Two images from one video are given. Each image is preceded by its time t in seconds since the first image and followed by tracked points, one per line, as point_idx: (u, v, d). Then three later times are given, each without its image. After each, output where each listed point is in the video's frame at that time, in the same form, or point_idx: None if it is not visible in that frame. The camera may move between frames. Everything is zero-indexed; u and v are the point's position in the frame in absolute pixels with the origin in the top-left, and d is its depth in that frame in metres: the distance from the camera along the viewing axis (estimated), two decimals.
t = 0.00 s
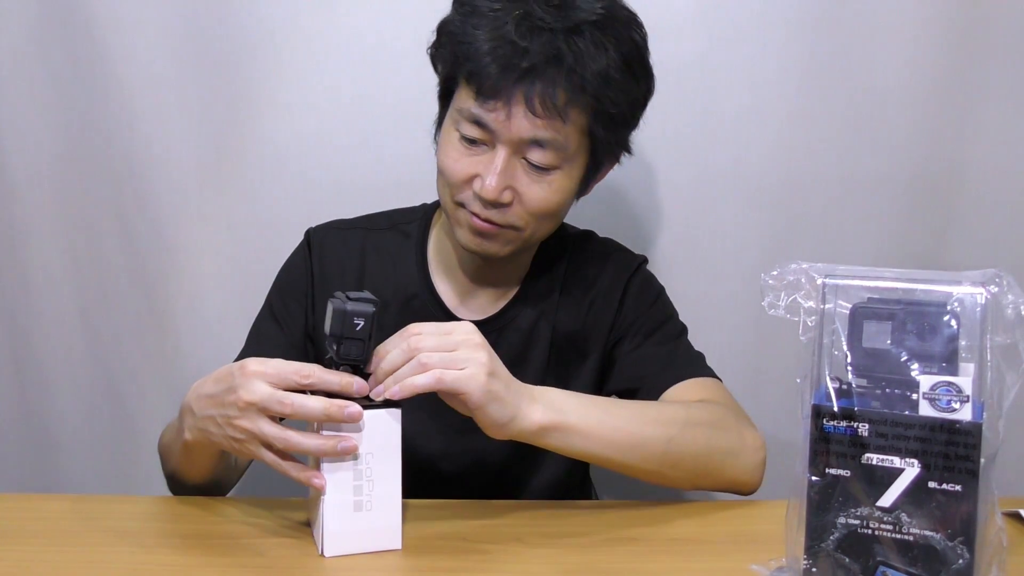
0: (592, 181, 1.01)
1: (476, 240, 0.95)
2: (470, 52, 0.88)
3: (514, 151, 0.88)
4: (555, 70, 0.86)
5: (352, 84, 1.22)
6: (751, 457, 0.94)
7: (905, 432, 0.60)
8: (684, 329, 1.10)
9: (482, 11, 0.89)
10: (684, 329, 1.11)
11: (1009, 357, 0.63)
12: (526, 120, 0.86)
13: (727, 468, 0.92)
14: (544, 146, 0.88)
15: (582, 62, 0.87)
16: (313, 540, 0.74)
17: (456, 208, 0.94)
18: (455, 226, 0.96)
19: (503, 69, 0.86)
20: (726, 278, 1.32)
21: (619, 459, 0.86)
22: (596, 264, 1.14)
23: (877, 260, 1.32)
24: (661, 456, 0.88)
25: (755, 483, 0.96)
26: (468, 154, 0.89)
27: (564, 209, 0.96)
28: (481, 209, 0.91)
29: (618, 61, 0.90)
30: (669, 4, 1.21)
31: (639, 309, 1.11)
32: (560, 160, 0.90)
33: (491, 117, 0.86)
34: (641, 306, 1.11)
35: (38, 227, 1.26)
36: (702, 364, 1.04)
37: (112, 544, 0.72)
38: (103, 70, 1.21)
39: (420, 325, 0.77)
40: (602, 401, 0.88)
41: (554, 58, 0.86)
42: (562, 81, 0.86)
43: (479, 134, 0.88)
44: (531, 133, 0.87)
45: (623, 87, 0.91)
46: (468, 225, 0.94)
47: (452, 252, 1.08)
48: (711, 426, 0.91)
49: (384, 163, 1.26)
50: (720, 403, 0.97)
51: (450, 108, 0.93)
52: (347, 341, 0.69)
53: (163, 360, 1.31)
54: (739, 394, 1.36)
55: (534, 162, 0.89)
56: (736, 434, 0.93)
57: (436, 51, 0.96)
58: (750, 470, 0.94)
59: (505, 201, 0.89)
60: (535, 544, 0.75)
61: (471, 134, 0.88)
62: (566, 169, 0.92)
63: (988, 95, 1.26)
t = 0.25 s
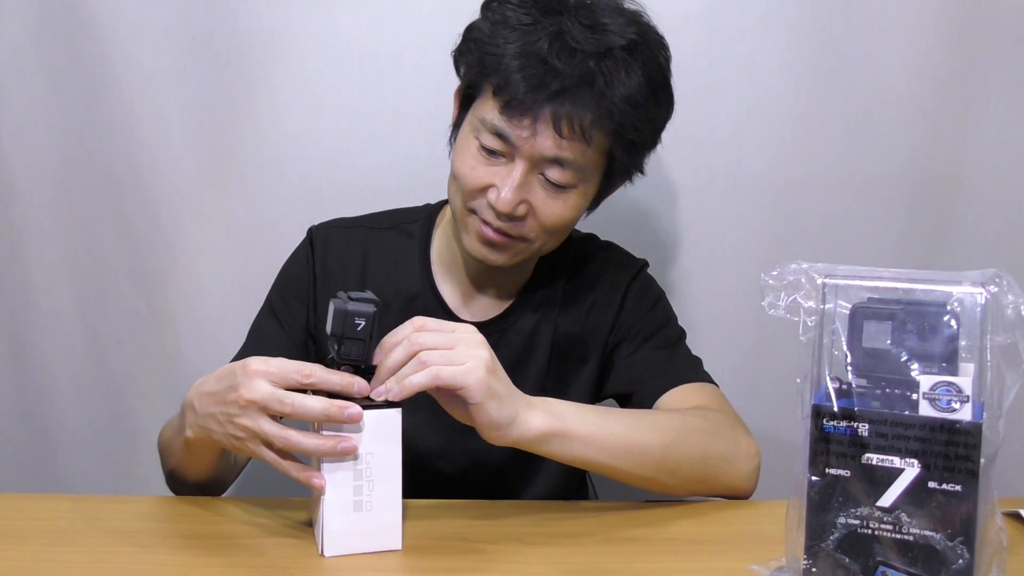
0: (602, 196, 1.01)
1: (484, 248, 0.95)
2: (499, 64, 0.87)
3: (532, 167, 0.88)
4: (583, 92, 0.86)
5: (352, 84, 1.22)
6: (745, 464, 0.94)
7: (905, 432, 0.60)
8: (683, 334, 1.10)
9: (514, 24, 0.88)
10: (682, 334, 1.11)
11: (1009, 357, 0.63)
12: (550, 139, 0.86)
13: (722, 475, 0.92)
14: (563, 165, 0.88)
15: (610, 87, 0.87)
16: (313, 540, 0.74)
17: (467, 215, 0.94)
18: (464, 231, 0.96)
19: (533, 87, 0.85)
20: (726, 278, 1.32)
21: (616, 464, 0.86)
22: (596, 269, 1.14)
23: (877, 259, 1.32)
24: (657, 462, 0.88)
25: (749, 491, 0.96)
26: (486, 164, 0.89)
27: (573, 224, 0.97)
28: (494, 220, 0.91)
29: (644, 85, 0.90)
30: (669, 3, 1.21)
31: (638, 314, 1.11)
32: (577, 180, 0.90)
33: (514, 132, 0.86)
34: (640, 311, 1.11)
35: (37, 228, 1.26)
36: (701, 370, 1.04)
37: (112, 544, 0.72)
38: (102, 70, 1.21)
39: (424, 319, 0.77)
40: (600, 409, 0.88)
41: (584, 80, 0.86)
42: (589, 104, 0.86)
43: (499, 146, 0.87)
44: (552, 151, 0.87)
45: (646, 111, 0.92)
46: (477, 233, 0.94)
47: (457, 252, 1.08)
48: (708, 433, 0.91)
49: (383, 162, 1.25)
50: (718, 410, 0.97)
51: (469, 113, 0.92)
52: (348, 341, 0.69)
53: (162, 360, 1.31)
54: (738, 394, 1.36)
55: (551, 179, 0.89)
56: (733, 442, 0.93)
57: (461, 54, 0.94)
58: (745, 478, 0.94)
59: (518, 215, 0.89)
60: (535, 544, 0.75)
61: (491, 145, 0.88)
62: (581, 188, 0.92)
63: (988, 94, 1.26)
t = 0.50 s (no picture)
0: (609, 202, 1.02)
1: (490, 251, 0.94)
2: (514, 69, 0.87)
3: (542, 171, 0.88)
4: (598, 99, 0.86)
5: (352, 84, 1.22)
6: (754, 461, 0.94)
7: (905, 432, 0.60)
8: (687, 334, 1.10)
9: (530, 29, 0.88)
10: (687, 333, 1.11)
11: (1009, 357, 0.63)
12: (562, 145, 0.86)
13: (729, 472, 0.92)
14: (574, 171, 0.88)
15: (624, 95, 0.87)
16: (313, 540, 0.74)
17: (475, 217, 0.93)
18: (471, 233, 0.95)
19: (547, 92, 0.85)
20: (726, 278, 1.32)
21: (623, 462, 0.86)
22: (600, 269, 1.14)
23: (877, 260, 1.32)
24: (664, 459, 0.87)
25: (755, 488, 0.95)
26: (496, 167, 0.89)
27: (581, 230, 0.97)
28: (502, 223, 0.91)
29: (658, 95, 0.90)
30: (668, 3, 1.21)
31: (643, 314, 1.11)
32: (587, 186, 0.90)
33: (526, 136, 0.86)
34: (645, 310, 1.11)
35: (37, 228, 1.26)
36: (706, 370, 1.04)
37: (112, 544, 0.72)
38: (102, 71, 1.21)
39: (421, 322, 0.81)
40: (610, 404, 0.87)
41: (599, 87, 0.86)
42: (603, 111, 0.86)
43: (510, 149, 0.87)
44: (564, 156, 0.87)
45: (658, 120, 0.92)
46: (484, 236, 0.93)
47: (463, 254, 1.08)
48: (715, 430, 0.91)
49: (383, 162, 1.25)
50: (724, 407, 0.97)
51: (481, 116, 0.92)
52: (348, 341, 0.69)
53: (162, 360, 1.31)
54: (739, 393, 1.36)
55: (561, 184, 0.89)
56: (740, 439, 0.93)
57: (476, 56, 0.94)
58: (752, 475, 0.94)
59: (527, 219, 0.89)
60: (535, 544, 0.75)
61: (502, 148, 0.87)
62: (590, 194, 0.92)
63: (988, 94, 1.26)
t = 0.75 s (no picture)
0: (612, 204, 1.01)
1: (493, 250, 0.94)
2: (521, 68, 0.87)
3: (547, 171, 0.88)
4: (605, 101, 0.86)
5: (352, 84, 1.22)
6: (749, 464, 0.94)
7: (905, 432, 0.60)
8: (686, 333, 1.10)
9: (539, 29, 0.88)
10: (686, 333, 1.11)
11: (1009, 357, 0.63)
12: (567, 145, 0.86)
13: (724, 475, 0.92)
14: (578, 171, 0.88)
15: (631, 97, 0.87)
16: (313, 540, 0.74)
17: (479, 216, 0.93)
18: (475, 233, 0.95)
19: (555, 92, 0.85)
20: (726, 278, 1.32)
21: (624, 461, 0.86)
22: (600, 268, 1.14)
23: (877, 259, 1.32)
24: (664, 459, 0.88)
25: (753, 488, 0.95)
26: (501, 166, 0.89)
27: (584, 231, 0.97)
28: (506, 223, 0.90)
29: (664, 97, 0.90)
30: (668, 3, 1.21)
31: (643, 313, 1.11)
32: (591, 187, 0.90)
33: (532, 135, 0.86)
34: (645, 310, 1.11)
35: (37, 228, 1.26)
36: (705, 368, 1.04)
37: (112, 544, 0.72)
38: (102, 71, 1.21)
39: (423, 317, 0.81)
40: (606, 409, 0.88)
41: (607, 89, 0.86)
42: (609, 113, 0.86)
43: (515, 149, 0.87)
44: (569, 157, 0.87)
45: (663, 122, 0.92)
46: (487, 235, 0.93)
47: (465, 253, 1.07)
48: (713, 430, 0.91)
49: (383, 162, 1.25)
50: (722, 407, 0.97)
51: (487, 115, 0.92)
52: (348, 340, 0.69)
53: (162, 360, 1.31)
54: (739, 393, 1.36)
55: (565, 185, 0.89)
56: (738, 439, 0.93)
57: (484, 55, 0.94)
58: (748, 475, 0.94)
59: (531, 219, 0.89)
60: (534, 544, 0.75)
61: (508, 147, 0.87)
62: (594, 195, 0.92)
63: (988, 94, 1.26)
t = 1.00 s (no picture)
0: (614, 205, 1.02)
1: (495, 251, 0.94)
2: (525, 69, 0.87)
3: (550, 172, 0.88)
4: (609, 103, 0.86)
5: (352, 84, 1.22)
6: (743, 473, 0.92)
7: (905, 432, 0.60)
8: (684, 335, 1.10)
9: (542, 30, 0.88)
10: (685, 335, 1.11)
11: (1010, 357, 0.63)
12: (570, 146, 0.86)
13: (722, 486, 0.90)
14: (581, 173, 0.88)
15: (635, 99, 0.87)
16: (314, 540, 0.74)
17: (481, 217, 0.93)
18: (476, 233, 0.95)
19: (558, 94, 0.85)
20: (726, 278, 1.32)
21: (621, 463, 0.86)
22: (600, 270, 1.14)
23: (877, 259, 1.32)
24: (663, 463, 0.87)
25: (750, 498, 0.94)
26: (503, 167, 0.89)
27: (586, 233, 0.97)
28: (508, 223, 0.90)
29: (667, 100, 0.90)
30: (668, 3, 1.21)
31: (642, 315, 1.11)
32: (593, 188, 0.90)
33: (535, 137, 0.86)
34: (644, 311, 1.11)
35: (37, 227, 1.26)
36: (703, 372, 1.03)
37: (112, 543, 0.72)
38: (102, 70, 1.21)
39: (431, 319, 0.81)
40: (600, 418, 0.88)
41: (611, 91, 0.86)
42: (613, 115, 0.86)
43: (518, 150, 0.87)
44: (571, 159, 0.87)
45: (666, 124, 0.92)
46: (489, 236, 0.93)
47: (466, 253, 1.07)
48: (711, 436, 0.91)
49: (383, 163, 1.25)
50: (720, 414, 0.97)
51: (490, 115, 0.92)
52: (349, 340, 0.69)
53: (162, 360, 1.31)
54: (739, 393, 1.36)
55: (568, 186, 0.89)
56: (737, 448, 0.93)
57: (487, 56, 0.94)
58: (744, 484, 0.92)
59: (533, 220, 0.89)
60: (533, 545, 0.75)
61: (511, 148, 0.87)
62: (597, 197, 0.92)
63: (988, 94, 1.26)
